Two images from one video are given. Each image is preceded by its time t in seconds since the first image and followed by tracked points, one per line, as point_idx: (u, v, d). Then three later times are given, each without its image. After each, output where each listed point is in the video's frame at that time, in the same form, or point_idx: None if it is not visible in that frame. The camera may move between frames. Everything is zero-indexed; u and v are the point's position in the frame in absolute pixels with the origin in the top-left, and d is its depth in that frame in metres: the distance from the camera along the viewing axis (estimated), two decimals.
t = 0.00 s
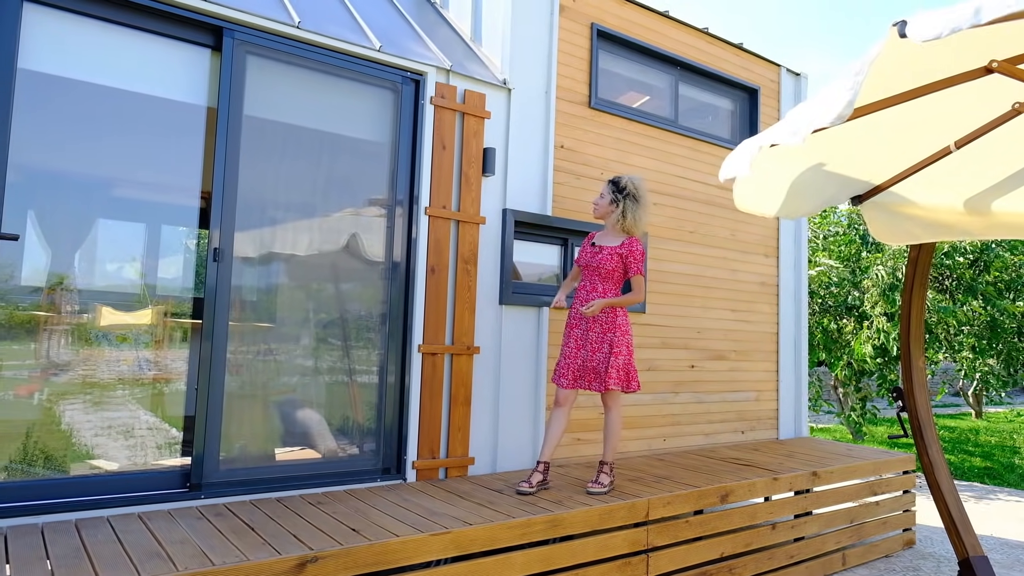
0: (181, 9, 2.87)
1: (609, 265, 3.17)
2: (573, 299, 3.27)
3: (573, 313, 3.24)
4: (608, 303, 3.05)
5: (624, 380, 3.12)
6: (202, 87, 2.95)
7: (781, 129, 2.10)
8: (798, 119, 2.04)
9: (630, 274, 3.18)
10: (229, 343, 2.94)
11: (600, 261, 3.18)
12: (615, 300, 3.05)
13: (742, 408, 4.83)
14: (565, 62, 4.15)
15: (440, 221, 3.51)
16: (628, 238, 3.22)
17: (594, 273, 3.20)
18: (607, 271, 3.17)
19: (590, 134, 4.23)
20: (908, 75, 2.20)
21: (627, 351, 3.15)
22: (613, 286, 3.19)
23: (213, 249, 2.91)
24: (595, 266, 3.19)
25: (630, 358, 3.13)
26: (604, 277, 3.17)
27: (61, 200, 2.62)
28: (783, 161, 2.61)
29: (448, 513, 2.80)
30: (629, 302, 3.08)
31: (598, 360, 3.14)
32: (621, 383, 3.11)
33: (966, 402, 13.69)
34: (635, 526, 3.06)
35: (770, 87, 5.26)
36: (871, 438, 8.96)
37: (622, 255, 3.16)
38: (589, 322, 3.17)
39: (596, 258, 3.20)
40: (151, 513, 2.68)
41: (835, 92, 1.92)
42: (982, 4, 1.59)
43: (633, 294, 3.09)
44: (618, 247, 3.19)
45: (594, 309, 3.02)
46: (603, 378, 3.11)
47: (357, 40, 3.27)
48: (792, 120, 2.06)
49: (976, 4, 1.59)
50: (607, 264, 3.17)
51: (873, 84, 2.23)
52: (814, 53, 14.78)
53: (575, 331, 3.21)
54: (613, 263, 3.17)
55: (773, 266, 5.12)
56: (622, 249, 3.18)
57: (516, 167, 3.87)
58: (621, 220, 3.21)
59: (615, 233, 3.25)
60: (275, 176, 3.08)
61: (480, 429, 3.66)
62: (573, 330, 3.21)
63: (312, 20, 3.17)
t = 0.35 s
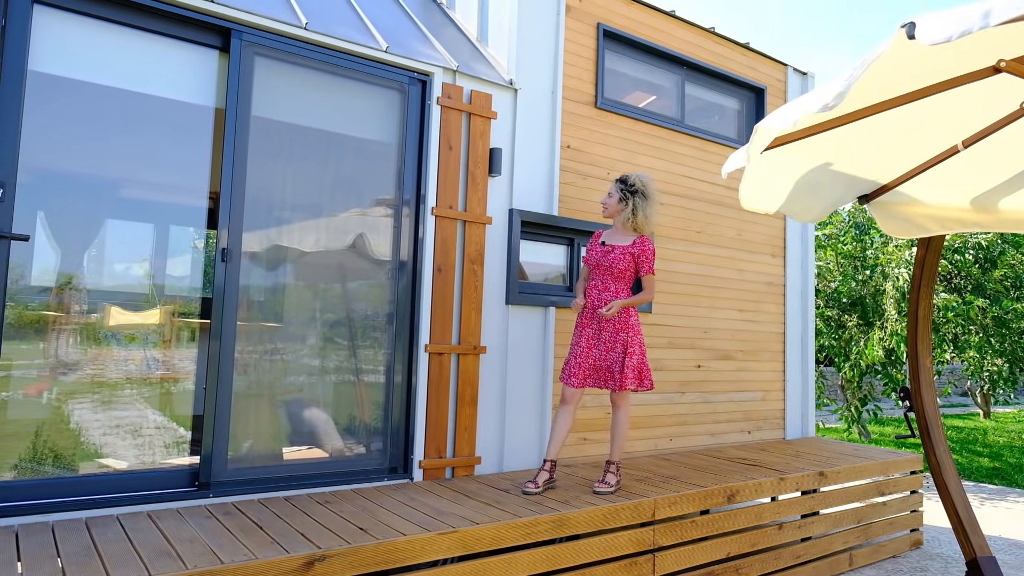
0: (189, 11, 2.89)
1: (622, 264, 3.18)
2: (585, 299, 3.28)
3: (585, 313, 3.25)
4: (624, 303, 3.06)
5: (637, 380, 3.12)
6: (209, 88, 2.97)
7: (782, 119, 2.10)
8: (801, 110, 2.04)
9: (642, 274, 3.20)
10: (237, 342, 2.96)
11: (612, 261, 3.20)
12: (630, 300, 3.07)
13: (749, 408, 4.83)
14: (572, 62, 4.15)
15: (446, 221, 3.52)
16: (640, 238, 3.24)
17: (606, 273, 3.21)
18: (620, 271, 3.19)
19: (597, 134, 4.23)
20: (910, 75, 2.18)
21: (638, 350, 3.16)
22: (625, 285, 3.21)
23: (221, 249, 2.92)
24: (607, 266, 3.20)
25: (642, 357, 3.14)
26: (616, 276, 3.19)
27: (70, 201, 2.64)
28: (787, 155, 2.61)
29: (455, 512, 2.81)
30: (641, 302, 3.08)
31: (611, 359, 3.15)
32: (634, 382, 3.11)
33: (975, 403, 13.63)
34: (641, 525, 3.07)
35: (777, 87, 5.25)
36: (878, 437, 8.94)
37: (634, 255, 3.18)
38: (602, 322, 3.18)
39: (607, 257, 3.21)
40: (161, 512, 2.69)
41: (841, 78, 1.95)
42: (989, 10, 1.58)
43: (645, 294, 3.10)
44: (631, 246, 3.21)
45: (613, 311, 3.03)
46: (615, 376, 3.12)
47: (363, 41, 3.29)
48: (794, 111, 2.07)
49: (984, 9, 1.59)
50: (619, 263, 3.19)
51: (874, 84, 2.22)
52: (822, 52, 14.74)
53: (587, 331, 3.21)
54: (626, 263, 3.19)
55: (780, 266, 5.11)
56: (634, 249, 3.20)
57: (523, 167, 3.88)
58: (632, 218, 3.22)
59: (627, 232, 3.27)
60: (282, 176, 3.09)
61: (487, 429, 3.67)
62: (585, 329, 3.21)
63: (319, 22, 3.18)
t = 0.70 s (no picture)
0: (199, 13, 2.90)
1: (626, 263, 3.17)
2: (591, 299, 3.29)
3: (591, 313, 3.25)
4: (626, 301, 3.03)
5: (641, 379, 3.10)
6: (217, 89, 2.98)
7: (787, 119, 2.12)
8: (805, 108, 2.06)
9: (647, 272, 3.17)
10: (246, 342, 2.98)
11: (616, 260, 3.19)
12: (634, 298, 3.05)
13: (757, 409, 4.82)
14: (579, 63, 4.16)
15: (454, 221, 3.53)
16: (646, 236, 3.21)
17: (611, 272, 3.20)
18: (625, 270, 3.17)
19: (604, 134, 4.23)
20: (918, 75, 2.18)
21: (647, 349, 3.15)
22: (631, 284, 3.19)
23: (230, 249, 2.94)
24: (611, 266, 3.19)
25: (651, 356, 3.12)
26: (620, 275, 3.18)
27: (81, 201, 2.66)
28: (796, 157, 2.60)
29: (463, 512, 2.82)
30: (647, 300, 3.08)
31: (616, 357, 3.15)
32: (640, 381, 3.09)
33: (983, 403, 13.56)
34: (649, 525, 3.07)
35: (785, 87, 5.24)
36: (886, 438, 8.91)
37: (638, 254, 3.16)
38: (608, 321, 3.19)
39: (613, 257, 3.21)
40: (171, 510, 2.71)
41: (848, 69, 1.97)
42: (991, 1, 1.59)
43: (650, 293, 3.08)
44: (636, 245, 3.19)
45: (611, 308, 3.01)
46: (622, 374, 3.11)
47: (372, 42, 3.30)
48: (798, 108, 2.08)
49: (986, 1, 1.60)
50: (624, 262, 3.17)
51: (882, 85, 2.22)
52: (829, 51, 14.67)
53: (593, 330, 3.22)
54: (630, 262, 3.17)
55: (788, 266, 5.10)
56: (639, 248, 3.18)
57: (530, 167, 3.88)
58: (641, 218, 3.24)
59: (635, 231, 3.26)
60: (289, 177, 3.11)
61: (495, 429, 3.68)
62: (591, 328, 3.21)
63: (328, 23, 3.20)
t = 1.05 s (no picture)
0: (208, 14, 2.92)
1: (632, 262, 3.17)
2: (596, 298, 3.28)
3: (596, 311, 3.25)
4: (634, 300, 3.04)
5: (646, 379, 3.12)
6: (226, 90, 3.00)
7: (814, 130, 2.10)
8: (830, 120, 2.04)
9: (654, 271, 3.18)
10: (255, 341, 3.00)
11: (624, 259, 3.19)
12: (640, 296, 3.05)
13: (764, 409, 4.81)
14: (586, 63, 4.16)
15: (462, 221, 3.54)
16: (652, 235, 3.22)
17: (617, 271, 3.21)
18: (631, 269, 3.18)
19: (611, 134, 4.23)
20: (930, 75, 2.16)
21: (652, 349, 3.17)
22: (637, 283, 3.19)
23: (239, 249, 2.96)
24: (619, 265, 3.19)
25: (656, 356, 3.14)
26: (628, 274, 3.18)
27: (91, 202, 2.68)
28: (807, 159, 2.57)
29: (470, 511, 2.82)
30: (654, 299, 3.08)
31: (622, 356, 3.16)
32: (645, 381, 3.11)
33: (992, 403, 13.49)
34: (656, 525, 3.07)
35: (792, 86, 5.23)
36: (894, 437, 8.88)
37: (644, 253, 3.16)
38: (614, 320, 3.19)
39: (620, 256, 3.21)
40: (180, 509, 2.73)
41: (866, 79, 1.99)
42: (1005, 17, 1.64)
43: (657, 291, 3.08)
44: (642, 244, 3.19)
45: (623, 308, 3.00)
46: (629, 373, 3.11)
47: (379, 42, 3.31)
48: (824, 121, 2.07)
49: (999, 17, 1.65)
50: (630, 261, 3.18)
51: (894, 86, 2.21)
52: (837, 50, 14.64)
53: (598, 329, 3.22)
54: (636, 261, 3.18)
55: (795, 266, 5.09)
56: (645, 246, 3.19)
57: (537, 167, 3.89)
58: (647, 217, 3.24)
59: (640, 230, 3.27)
60: (297, 178, 3.12)
61: (502, 428, 3.69)
62: (597, 327, 3.22)
63: (336, 24, 3.21)
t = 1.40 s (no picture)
0: (217, 16, 2.93)
1: (628, 261, 3.18)
2: (590, 298, 3.25)
3: (592, 312, 3.21)
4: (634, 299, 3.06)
5: (645, 377, 3.11)
6: (235, 91, 3.01)
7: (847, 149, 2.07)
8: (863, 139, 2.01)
9: (648, 269, 3.21)
10: (264, 341, 3.01)
11: (619, 257, 3.19)
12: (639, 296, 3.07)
13: (772, 408, 4.80)
14: (593, 62, 4.16)
15: (469, 221, 3.55)
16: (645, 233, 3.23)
17: (613, 271, 3.20)
18: (627, 268, 3.19)
19: (618, 133, 4.23)
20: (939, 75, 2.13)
21: (650, 347, 3.17)
22: (632, 283, 3.20)
23: (248, 250, 2.97)
24: (614, 263, 3.20)
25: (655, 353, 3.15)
26: (624, 273, 3.18)
27: (101, 203, 2.70)
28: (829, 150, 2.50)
29: (479, 510, 2.83)
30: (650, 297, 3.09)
31: (622, 356, 3.15)
32: (646, 380, 3.11)
33: (1003, 402, 13.40)
34: (665, 524, 3.07)
35: (800, 85, 5.21)
36: (903, 437, 8.84)
37: (639, 251, 3.18)
38: (612, 319, 3.17)
39: (614, 254, 3.21)
40: (191, 508, 2.75)
41: (887, 95, 1.94)
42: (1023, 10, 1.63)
43: (652, 289, 3.11)
44: (637, 243, 3.21)
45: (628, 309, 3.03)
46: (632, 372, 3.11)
47: (387, 43, 3.32)
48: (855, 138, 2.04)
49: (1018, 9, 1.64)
50: (626, 260, 3.19)
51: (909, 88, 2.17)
52: (845, 49, 14.58)
53: (596, 330, 3.19)
54: (632, 260, 3.19)
55: (803, 265, 5.08)
56: (640, 245, 3.20)
57: (545, 166, 3.89)
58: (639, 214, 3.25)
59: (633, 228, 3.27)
60: (306, 178, 3.13)
61: (510, 428, 3.69)
62: (595, 327, 3.18)
63: (344, 25, 3.22)
